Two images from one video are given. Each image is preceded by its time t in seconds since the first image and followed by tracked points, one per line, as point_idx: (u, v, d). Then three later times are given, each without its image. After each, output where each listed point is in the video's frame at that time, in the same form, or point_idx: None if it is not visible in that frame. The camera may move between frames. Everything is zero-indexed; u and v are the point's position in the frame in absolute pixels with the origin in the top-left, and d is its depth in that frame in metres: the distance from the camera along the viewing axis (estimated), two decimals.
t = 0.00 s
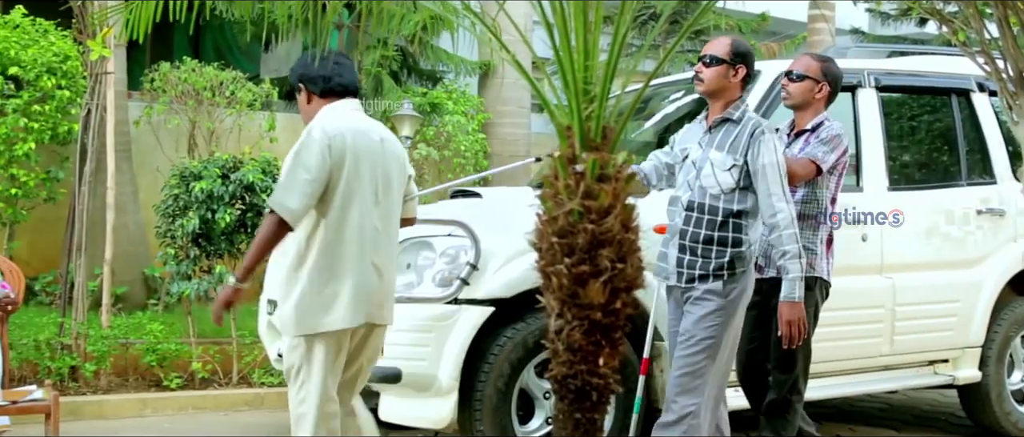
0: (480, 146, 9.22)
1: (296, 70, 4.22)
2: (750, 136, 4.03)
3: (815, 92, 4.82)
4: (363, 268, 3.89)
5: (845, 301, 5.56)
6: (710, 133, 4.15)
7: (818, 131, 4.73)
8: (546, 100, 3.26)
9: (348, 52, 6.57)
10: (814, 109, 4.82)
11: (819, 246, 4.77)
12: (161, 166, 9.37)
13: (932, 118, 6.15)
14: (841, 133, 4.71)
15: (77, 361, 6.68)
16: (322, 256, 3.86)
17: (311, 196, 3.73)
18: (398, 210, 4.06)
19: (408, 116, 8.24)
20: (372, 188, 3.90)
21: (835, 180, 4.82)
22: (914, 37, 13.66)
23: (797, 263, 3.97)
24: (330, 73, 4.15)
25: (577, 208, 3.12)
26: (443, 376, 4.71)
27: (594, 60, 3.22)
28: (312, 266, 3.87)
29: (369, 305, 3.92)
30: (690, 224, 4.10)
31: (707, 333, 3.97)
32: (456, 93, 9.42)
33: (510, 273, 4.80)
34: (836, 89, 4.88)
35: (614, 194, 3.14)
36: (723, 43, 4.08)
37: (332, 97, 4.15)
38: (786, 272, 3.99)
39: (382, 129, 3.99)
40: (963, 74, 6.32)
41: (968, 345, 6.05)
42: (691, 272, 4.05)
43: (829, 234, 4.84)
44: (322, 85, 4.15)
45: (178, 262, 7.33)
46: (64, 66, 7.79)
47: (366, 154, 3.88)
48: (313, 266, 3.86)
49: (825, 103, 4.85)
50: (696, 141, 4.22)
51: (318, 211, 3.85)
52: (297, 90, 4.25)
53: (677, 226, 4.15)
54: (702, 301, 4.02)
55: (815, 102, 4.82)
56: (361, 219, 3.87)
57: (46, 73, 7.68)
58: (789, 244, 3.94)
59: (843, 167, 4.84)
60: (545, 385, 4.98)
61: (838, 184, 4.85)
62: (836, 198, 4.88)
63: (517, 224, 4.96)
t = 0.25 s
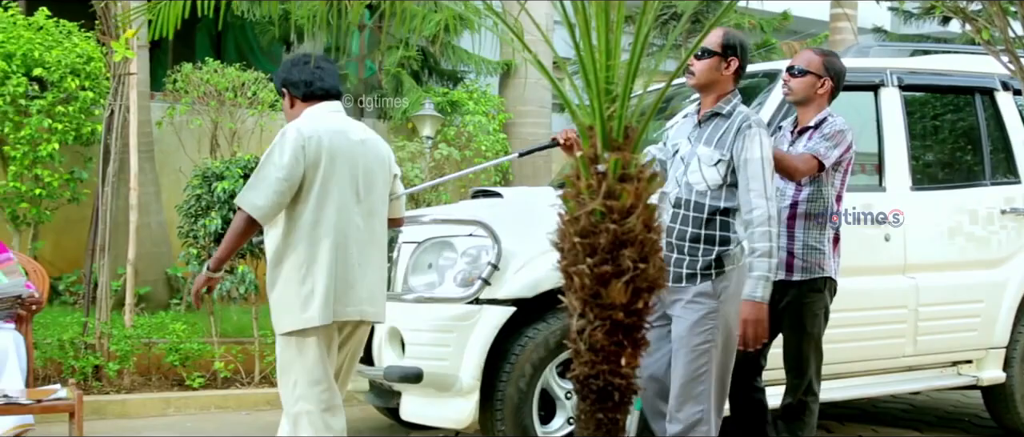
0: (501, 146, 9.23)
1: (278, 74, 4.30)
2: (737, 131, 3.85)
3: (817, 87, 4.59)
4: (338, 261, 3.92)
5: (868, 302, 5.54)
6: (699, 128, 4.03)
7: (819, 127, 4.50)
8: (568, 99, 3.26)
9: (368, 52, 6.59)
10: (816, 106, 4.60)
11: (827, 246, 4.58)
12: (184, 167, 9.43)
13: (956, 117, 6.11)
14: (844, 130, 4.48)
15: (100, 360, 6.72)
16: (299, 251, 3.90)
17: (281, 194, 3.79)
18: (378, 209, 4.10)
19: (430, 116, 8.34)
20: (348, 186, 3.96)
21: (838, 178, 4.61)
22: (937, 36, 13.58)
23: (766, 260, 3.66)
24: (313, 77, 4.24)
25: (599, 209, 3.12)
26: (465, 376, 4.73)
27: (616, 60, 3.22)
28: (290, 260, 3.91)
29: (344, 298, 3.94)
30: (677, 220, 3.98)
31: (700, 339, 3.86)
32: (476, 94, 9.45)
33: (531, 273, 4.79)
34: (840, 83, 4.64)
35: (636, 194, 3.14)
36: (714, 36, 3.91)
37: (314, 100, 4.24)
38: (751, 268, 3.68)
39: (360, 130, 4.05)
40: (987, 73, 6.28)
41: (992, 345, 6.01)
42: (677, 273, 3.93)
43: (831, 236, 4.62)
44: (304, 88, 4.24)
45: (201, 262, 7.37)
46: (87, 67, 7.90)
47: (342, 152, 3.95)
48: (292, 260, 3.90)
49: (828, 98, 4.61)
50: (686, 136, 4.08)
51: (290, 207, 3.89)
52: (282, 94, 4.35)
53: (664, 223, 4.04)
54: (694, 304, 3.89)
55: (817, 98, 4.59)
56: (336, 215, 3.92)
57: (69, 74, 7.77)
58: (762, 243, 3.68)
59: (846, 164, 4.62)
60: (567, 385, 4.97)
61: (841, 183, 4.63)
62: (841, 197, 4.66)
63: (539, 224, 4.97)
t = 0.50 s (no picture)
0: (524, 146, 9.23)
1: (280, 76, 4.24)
2: (721, 126, 3.80)
3: (819, 86, 4.31)
4: (334, 254, 4.01)
5: (893, 302, 5.51)
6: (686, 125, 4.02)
7: (822, 126, 4.23)
8: (592, 99, 3.27)
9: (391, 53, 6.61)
10: (819, 105, 4.33)
11: (832, 247, 4.33)
12: (209, 167, 9.49)
13: (982, 116, 6.07)
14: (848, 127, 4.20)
15: (126, 360, 6.76)
16: (298, 246, 3.99)
17: (284, 190, 3.87)
18: (374, 205, 4.19)
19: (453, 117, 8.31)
20: (342, 182, 4.05)
21: (843, 176, 4.33)
22: (963, 34, 13.47)
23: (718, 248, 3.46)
24: (311, 77, 4.16)
25: (624, 208, 3.11)
26: (489, 377, 4.73)
27: (640, 59, 3.22)
28: (286, 255, 3.99)
29: (342, 289, 4.02)
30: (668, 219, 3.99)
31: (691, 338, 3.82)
32: (499, 94, 9.46)
33: (555, 274, 4.80)
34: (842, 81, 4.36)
35: (661, 194, 3.13)
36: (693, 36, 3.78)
37: (310, 100, 4.16)
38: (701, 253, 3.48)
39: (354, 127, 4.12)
40: (1014, 71, 6.22)
41: (1019, 346, 5.96)
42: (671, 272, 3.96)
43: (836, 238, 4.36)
44: (303, 88, 4.16)
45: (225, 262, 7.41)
46: (113, 69, 8.00)
47: (335, 150, 4.03)
48: (288, 256, 3.99)
49: (830, 97, 4.34)
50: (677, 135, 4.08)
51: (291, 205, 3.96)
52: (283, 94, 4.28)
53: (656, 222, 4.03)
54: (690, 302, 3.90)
55: (820, 97, 4.32)
56: (331, 211, 4.01)
57: (95, 76, 7.87)
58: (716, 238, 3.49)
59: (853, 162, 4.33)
60: (591, 386, 4.97)
61: (847, 182, 4.35)
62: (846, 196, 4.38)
63: (563, 225, 4.98)
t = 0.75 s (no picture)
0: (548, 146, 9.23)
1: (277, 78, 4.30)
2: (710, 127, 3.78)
3: (812, 83, 4.14)
4: (330, 251, 4.08)
5: (920, 303, 5.47)
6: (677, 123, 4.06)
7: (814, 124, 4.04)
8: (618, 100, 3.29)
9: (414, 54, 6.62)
10: (812, 102, 4.18)
11: (826, 247, 4.21)
12: (234, 168, 9.54)
13: (1009, 116, 6.02)
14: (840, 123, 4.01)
15: (152, 359, 6.80)
16: (298, 244, 4.06)
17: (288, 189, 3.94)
18: (370, 203, 4.26)
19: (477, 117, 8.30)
20: (337, 181, 4.12)
21: (837, 173, 4.18)
22: (990, 33, 13.35)
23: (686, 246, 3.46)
24: (308, 79, 4.23)
25: (648, 209, 3.11)
26: (513, 377, 4.72)
27: (666, 59, 3.23)
28: (287, 254, 4.07)
29: (341, 287, 4.10)
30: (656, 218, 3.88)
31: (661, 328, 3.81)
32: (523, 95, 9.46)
33: (580, 274, 4.78)
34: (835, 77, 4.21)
35: (686, 194, 3.12)
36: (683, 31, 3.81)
37: (308, 101, 4.22)
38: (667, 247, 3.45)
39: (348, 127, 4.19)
40: None
41: None
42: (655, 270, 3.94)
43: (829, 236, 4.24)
44: (298, 90, 4.23)
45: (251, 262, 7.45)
46: (138, 70, 8.04)
47: (331, 150, 4.10)
48: (289, 254, 4.06)
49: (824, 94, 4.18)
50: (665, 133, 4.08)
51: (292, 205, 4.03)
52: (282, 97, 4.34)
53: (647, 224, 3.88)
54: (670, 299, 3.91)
55: (813, 94, 4.16)
56: (328, 209, 4.08)
57: (121, 77, 7.91)
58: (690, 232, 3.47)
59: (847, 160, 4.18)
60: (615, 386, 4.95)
61: (841, 179, 4.20)
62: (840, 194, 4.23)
63: (588, 225, 4.96)
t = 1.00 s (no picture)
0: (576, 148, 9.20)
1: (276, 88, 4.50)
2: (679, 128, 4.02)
3: (810, 81, 4.33)
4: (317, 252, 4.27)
5: (951, 305, 5.43)
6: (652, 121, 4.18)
7: (810, 122, 4.13)
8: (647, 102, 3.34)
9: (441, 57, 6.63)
10: (809, 99, 4.35)
11: (818, 246, 4.34)
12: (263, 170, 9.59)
13: None
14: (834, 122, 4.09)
15: (183, 361, 6.85)
16: (288, 246, 4.27)
17: (272, 195, 4.16)
18: (361, 205, 4.43)
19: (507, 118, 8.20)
20: (327, 185, 4.30)
21: (832, 172, 4.30)
22: None
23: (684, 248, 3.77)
24: (297, 86, 4.43)
25: (678, 211, 3.15)
26: (542, 380, 4.74)
27: (695, 61, 3.25)
28: (278, 255, 4.29)
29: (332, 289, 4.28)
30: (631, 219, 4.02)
31: (636, 330, 3.95)
32: (551, 96, 9.42)
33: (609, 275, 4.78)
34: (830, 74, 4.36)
35: (715, 196, 3.16)
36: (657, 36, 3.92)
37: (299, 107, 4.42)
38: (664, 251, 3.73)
39: (340, 131, 4.36)
40: None
41: None
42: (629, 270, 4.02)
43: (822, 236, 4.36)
44: (295, 97, 4.44)
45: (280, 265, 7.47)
46: (169, 73, 8.07)
47: (320, 155, 4.28)
48: (279, 256, 4.29)
49: (821, 90, 4.35)
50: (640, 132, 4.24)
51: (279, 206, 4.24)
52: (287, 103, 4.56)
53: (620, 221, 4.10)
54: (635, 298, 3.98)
55: (810, 90, 4.33)
56: (316, 213, 4.26)
57: (152, 80, 7.95)
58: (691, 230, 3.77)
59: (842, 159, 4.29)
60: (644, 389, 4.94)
61: (836, 179, 4.32)
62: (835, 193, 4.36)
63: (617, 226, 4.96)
